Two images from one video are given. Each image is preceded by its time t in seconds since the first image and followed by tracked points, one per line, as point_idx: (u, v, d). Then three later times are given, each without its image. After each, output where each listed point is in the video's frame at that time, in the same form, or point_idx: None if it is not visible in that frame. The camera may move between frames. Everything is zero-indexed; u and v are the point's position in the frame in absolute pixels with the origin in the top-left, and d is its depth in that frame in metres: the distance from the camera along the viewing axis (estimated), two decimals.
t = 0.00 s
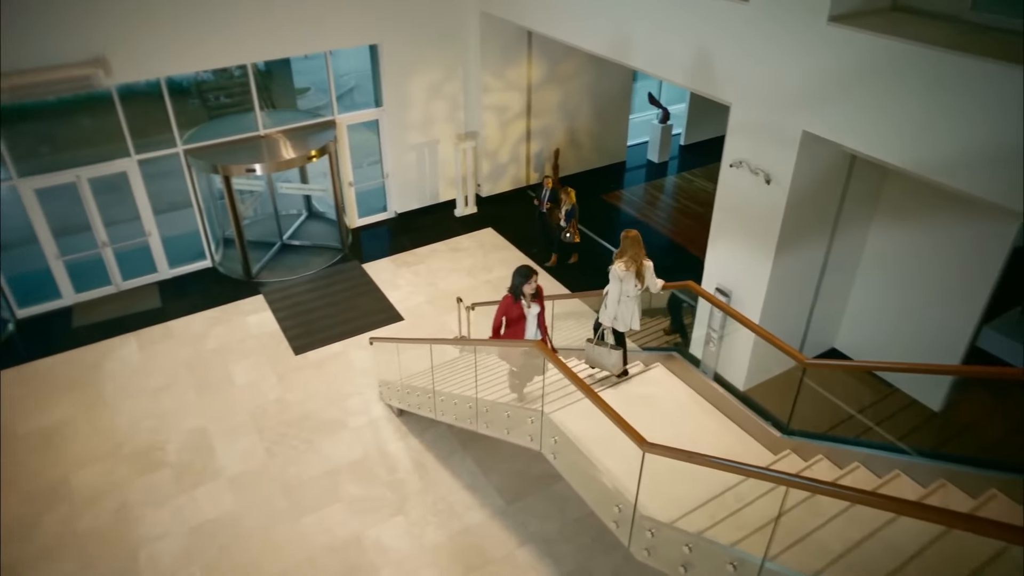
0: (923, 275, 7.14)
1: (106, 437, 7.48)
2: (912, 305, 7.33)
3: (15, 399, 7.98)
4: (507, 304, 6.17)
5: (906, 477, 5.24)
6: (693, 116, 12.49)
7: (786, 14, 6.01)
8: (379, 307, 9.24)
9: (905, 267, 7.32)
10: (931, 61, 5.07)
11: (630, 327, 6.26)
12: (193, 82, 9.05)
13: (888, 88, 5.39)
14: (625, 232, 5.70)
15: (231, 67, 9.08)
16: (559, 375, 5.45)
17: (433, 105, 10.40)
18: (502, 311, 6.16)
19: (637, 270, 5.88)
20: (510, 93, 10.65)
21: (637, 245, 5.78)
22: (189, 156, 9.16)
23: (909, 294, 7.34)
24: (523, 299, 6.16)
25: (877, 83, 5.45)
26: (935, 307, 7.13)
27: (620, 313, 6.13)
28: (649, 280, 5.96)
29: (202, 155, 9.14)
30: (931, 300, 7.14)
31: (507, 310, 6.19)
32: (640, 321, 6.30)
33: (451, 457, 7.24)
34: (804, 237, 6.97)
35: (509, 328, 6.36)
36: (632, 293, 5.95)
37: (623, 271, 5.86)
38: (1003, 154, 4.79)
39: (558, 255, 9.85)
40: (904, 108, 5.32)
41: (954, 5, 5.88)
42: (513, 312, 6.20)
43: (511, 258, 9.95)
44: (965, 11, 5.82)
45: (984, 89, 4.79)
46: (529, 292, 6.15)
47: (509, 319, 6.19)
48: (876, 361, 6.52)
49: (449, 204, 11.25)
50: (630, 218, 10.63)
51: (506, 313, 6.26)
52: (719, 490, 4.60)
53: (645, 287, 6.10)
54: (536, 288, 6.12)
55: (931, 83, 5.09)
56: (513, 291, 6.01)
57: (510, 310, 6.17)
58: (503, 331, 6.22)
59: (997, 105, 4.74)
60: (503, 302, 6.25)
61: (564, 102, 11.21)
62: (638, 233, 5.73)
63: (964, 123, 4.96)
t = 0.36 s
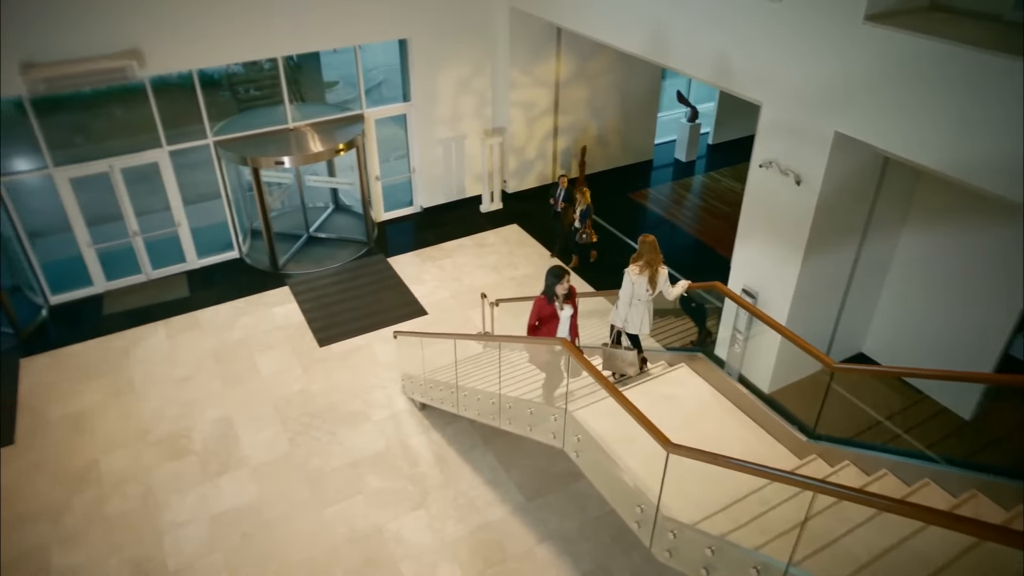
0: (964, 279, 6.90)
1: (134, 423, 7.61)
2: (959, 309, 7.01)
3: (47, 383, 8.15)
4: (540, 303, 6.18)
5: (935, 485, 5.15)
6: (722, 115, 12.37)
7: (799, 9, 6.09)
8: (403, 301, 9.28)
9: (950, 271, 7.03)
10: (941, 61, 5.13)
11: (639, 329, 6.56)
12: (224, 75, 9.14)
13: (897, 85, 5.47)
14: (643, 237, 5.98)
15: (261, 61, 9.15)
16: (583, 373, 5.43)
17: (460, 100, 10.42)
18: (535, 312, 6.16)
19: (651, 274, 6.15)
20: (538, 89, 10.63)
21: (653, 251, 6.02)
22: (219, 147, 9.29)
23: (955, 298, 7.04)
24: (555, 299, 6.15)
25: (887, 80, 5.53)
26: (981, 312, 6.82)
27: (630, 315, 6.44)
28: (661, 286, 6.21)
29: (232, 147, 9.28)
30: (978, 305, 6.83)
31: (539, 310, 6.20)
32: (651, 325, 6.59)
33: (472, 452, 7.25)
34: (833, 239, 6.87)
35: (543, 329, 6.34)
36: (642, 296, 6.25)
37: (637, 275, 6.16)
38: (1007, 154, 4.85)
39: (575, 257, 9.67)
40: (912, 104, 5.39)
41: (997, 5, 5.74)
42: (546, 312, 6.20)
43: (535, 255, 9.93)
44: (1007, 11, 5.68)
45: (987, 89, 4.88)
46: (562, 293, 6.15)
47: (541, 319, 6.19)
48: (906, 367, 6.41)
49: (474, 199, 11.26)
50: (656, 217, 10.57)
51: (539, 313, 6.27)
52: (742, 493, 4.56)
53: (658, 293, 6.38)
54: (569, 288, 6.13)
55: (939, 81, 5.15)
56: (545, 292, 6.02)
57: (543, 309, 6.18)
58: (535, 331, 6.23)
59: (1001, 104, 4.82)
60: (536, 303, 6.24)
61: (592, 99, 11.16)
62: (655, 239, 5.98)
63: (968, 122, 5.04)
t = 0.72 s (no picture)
0: (999, 285, 6.76)
1: (162, 409, 7.74)
2: (997, 316, 6.84)
3: (79, 368, 8.32)
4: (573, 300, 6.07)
5: (966, 496, 5.06)
6: (752, 115, 12.25)
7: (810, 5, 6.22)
8: (428, 296, 9.32)
9: (985, 276, 6.89)
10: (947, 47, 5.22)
11: (656, 327, 6.63)
12: (256, 68, 9.26)
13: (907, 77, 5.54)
14: (662, 235, 6.03)
15: (293, 54, 9.23)
16: (608, 372, 5.41)
17: (489, 97, 10.44)
18: (569, 308, 6.06)
19: (669, 273, 6.20)
20: (567, 86, 10.61)
21: (671, 250, 6.08)
22: (250, 139, 9.39)
23: (992, 304, 6.87)
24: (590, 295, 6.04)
25: (897, 72, 5.61)
26: (1022, 313, 6.65)
27: (647, 312, 6.52)
28: (679, 285, 6.26)
29: (262, 139, 9.37)
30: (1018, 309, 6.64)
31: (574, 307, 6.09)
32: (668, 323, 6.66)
33: (494, 447, 7.27)
34: (865, 243, 6.77)
35: (577, 326, 6.24)
36: (659, 294, 6.32)
37: (654, 273, 6.22)
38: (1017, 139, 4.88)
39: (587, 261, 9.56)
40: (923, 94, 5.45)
41: None
42: (580, 309, 6.10)
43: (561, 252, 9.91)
44: None
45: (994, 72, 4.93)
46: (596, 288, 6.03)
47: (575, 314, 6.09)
48: (937, 374, 6.30)
49: (501, 196, 11.28)
50: (683, 217, 10.49)
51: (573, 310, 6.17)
52: (766, 497, 4.54)
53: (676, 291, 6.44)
54: (603, 284, 6.01)
55: (961, 75, 5.14)
56: (578, 287, 5.93)
57: (577, 306, 6.07)
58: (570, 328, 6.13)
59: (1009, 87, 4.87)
60: (571, 299, 6.18)
61: (621, 97, 11.11)
62: (673, 238, 6.04)
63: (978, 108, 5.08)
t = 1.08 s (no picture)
0: None
1: (187, 398, 7.84)
2: None
3: (107, 356, 8.46)
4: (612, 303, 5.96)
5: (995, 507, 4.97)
6: (781, 115, 12.11)
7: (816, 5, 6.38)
8: (450, 292, 9.35)
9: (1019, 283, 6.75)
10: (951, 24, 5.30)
11: (672, 329, 6.59)
12: (284, 62, 9.34)
13: (914, 62, 5.63)
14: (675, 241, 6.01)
15: (320, 49, 9.29)
16: (628, 372, 5.38)
17: (515, 94, 10.43)
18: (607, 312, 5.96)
19: (683, 278, 6.17)
20: (594, 84, 10.57)
21: (685, 255, 6.06)
22: (277, 133, 9.46)
23: None
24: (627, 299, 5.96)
25: (903, 59, 5.70)
26: None
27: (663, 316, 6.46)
28: (694, 288, 6.23)
29: (289, 133, 9.44)
30: None
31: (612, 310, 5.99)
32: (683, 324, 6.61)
33: (514, 444, 7.28)
34: (894, 246, 6.66)
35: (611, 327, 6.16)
36: (675, 299, 6.28)
37: (669, 278, 6.17)
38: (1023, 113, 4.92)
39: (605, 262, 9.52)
40: (930, 74, 5.51)
41: None
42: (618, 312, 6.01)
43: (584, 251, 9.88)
44: None
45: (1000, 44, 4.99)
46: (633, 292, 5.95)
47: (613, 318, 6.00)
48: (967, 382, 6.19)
49: (525, 193, 11.27)
50: (707, 217, 10.40)
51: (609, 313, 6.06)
52: (786, 502, 4.49)
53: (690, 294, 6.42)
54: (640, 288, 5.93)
55: (996, 76, 5.03)
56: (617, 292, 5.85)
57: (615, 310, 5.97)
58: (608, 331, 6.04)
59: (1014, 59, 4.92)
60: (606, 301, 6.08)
61: (647, 96, 11.05)
62: (686, 243, 6.03)
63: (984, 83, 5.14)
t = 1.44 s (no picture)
0: None
1: (208, 389, 7.93)
2: None
3: (132, 345, 8.59)
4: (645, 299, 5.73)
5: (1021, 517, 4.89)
6: (806, 116, 11.98)
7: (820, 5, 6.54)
8: (470, 288, 9.37)
9: None
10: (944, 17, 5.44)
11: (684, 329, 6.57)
12: (309, 57, 9.41)
13: (911, 58, 5.78)
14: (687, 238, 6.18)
15: (345, 44, 9.33)
16: (648, 371, 5.33)
17: (538, 92, 10.42)
18: (639, 309, 5.75)
19: (695, 276, 6.30)
20: (617, 83, 10.53)
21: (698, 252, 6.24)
22: (301, 128, 9.52)
23: None
24: (661, 296, 5.73)
25: (901, 57, 5.86)
26: None
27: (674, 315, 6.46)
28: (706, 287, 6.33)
29: (313, 128, 9.49)
30: None
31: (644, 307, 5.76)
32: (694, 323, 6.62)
33: (531, 442, 7.29)
34: (921, 251, 6.57)
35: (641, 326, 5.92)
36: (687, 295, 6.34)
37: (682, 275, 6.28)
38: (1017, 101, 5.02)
39: (616, 262, 9.48)
40: (929, 70, 5.64)
41: None
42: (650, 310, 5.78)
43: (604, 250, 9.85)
44: None
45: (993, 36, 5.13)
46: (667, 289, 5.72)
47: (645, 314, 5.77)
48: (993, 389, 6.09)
49: (546, 191, 11.26)
50: (730, 218, 10.32)
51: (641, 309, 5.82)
52: (805, 506, 4.44)
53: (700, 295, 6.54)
54: (675, 285, 5.70)
55: None
56: (652, 286, 5.61)
57: (647, 307, 5.74)
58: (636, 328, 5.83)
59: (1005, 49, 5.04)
60: (638, 297, 5.83)
61: (671, 96, 10.98)
62: (699, 241, 6.21)
63: (978, 75, 5.27)
